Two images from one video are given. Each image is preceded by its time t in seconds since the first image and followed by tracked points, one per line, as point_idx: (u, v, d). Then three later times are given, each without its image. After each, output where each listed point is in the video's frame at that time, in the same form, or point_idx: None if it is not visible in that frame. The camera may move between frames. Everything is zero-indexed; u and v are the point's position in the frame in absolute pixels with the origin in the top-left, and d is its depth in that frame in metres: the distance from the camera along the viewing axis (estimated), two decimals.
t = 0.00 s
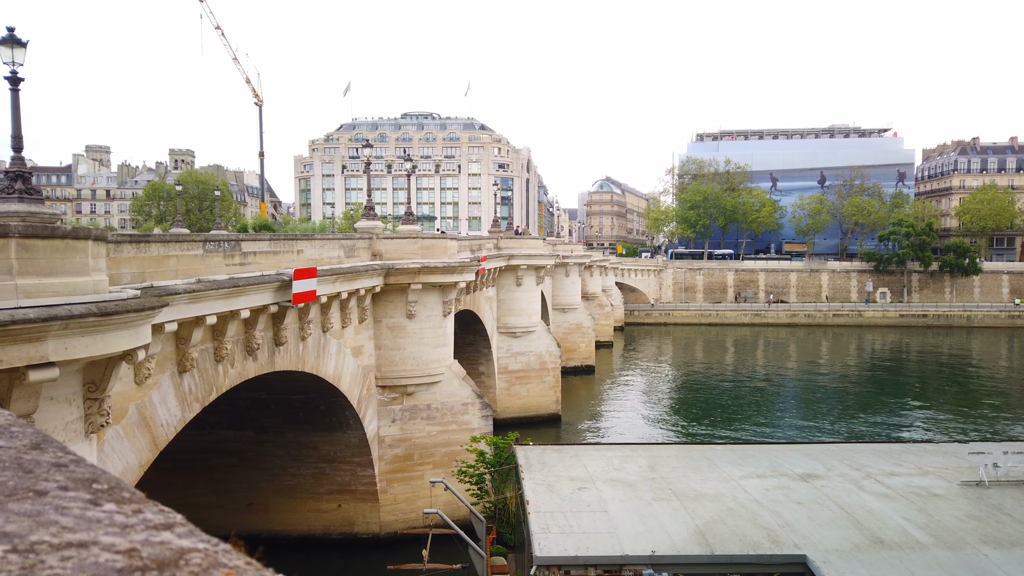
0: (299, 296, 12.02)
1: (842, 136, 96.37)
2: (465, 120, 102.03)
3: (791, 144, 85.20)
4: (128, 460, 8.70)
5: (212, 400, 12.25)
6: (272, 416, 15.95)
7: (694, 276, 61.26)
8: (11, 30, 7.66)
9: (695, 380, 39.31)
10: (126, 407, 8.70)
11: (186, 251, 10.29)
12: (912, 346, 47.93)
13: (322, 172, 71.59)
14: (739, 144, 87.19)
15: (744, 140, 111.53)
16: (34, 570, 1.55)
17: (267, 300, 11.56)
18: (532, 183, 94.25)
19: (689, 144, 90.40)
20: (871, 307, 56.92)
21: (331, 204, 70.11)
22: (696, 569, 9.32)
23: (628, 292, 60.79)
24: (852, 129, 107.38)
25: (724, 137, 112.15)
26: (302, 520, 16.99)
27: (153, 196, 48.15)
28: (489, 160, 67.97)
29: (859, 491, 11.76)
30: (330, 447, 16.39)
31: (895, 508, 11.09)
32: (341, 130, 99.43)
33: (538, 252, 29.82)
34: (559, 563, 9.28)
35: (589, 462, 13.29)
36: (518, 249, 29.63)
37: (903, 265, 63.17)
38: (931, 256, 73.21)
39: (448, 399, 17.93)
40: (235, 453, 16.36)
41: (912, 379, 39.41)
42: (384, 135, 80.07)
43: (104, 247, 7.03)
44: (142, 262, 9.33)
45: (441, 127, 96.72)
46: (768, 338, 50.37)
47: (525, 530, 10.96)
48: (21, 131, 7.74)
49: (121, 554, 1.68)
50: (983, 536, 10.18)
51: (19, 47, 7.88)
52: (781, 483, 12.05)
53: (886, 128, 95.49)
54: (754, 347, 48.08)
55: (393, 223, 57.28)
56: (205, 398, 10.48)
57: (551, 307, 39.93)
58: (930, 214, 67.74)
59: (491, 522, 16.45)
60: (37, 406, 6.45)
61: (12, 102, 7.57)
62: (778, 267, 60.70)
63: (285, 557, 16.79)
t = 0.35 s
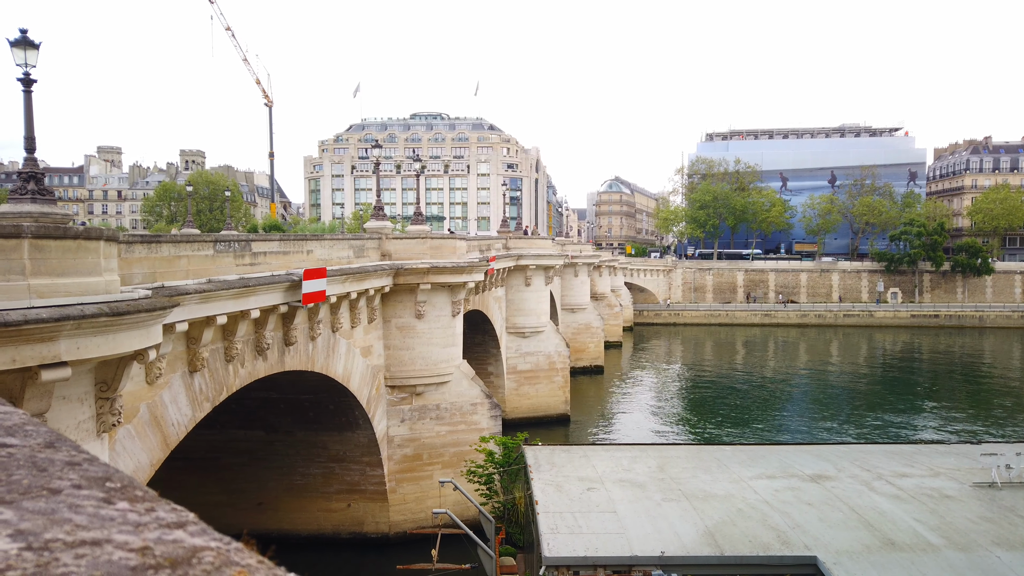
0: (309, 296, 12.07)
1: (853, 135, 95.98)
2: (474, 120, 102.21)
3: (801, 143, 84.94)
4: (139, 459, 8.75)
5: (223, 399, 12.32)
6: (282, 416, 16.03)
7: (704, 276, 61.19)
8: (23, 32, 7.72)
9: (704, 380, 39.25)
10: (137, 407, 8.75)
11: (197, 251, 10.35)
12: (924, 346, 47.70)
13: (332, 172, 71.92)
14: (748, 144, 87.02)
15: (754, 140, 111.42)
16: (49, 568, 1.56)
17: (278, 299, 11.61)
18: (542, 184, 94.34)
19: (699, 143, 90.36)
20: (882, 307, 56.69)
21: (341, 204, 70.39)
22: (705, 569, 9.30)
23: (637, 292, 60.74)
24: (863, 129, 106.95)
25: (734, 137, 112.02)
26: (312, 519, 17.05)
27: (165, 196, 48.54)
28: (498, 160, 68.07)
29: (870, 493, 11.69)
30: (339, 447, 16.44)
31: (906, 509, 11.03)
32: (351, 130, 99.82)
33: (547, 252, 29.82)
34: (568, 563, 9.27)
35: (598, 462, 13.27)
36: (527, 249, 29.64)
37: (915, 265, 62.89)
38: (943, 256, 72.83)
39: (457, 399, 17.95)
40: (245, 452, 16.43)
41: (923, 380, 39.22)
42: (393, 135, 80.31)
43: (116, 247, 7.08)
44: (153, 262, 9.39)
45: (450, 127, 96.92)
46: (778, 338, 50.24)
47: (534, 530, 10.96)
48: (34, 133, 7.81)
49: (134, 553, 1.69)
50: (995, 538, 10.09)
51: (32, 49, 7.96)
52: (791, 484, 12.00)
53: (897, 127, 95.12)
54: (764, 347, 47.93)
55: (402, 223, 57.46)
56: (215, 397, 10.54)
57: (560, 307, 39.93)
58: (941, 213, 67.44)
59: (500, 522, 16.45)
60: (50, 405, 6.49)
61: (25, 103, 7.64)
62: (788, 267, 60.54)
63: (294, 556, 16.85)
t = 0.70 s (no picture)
0: (314, 296, 12.11)
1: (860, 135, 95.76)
2: (479, 121, 102.30)
3: (807, 143, 84.86)
4: (146, 458, 8.78)
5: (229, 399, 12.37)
6: (287, 416, 16.07)
7: (709, 276, 61.15)
8: (30, 33, 7.76)
9: (710, 380, 39.22)
10: (144, 406, 8.78)
11: (203, 251, 10.38)
12: (931, 346, 47.57)
13: (338, 173, 72.14)
14: (754, 144, 86.95)
15: (760, 140, 111.24)
16: None
17: (284, 299, 11.64)
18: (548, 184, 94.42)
19: (705, 143, 90.31)
20: (889, 307, 56.56)
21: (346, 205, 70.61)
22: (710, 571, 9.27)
23: (643, 292, 60.71)
24: (870, 128, 106.70)
25: (740, 137, 111.89)
26: (318, 519, 17.07)
27: (171, 197, 48.85)
28: (504, 160, 68.20)
29: (876, 494, 11.64)
30: (344, 447, 16.45)
31: (913, 510, 10.99)
32: (357, 131, 100.06)
33: (552, 252, 29.82)
34: (574, 564, 9.25)
35: (603, 462, 13.27)
36: (532, 249, 29.64)
37: (921, 265, 62.72)
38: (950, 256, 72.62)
39: (462, 399, 17.96)
40: (250, 451, 16.44)
41: (930, 380, 39.11)
42: (398, 136, 80.51)
43: (123, 247, 7.11)
44: (160, 262, 9.42)
45: (455, 127, 97.04)
46: (784, 339, 50.16)
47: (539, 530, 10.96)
48: (41, 133, 7.85)
49: (136, 560, 1.69)
50: (1003, 539, 10.03)
51: (38, 50, 7.98)
52: (797, 485, 11.96)
53: (904, 127, 94.87)
54: (770, 348, 47.88)
55: (408, 223, 57.60)
56: (221, 397, 10.56)
57: (566, 307, 39.91)
58: (949, 213, 67.27)
59: (505, 522, 16.43)
60: (57, 405, 6.52)
61: (31, 104, 7.67)
62: (794, 268, 60.48)
63: (300, 556, 16.87)
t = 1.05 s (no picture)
0: (321, 296, 12.15)
1: (866, 135, 95.49)
2: (484, 121, 102.40)
3: (813, 143, 84.59)
4: (153, 458, 8.81)
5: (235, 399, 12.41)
6: (293, 416, 16.10)
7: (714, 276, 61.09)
8: (39, 35, 7.79)
9: (716, 380, 39.16)
10: (151, 406, 8.81)
11: (210, 252, 10.42)
12: (937, 347, 47.47)
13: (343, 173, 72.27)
14: (760, 144, 86.73)
15: (765, 140, 111.08)
16: (130, 572, 1.57)
17: (290, 299, 11.69)
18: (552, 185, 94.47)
19: (710, 143, 90.27)
20: (894, 307, 56.48)
21: (351, 205, 70.72)
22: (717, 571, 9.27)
23: (648, 292, 60.64)
24: (876, 128, 106.36)
25: (745, 137, 111.72)
26: (324, 518, 17.12)
27: (177, 197, 49.03)
28: (509, 161, 68.22)
29: (883, 494, 11.62)
30: (350, 447, 16.49)
31: (920, 511, 10.97)
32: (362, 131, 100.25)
33: (557, 252, 29.82)
34: (579, 564, 9.26)
35: (609, 462, 13.28)
36: (538, 250, 29.65)
37: (928, 265, 62.51)
38: (957, 256, 72.33)
39: (467, 399, 17.98)
40: (257, 451, 16.50)
41: (936, 381, 38.97)
42: (404, 136, 80.57)
43: (131, 248, 7.15)
44: (167, 263, 9.47)
45: (460, 127, 97.10)
46: (790, 339, 50.03)
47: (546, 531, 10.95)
48: (50, 134, 7.90)
49: (207, 557, 1.71)
50: (1010, 540, 9.99)
51: (47, 52, 8.03)
52: (803, 486, 11.94)
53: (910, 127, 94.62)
54: (775, 348, 47.83)
55: (413, 224, 57.64)
56: (228, 397, 10.61)
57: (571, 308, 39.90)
58: (956, 213, 67.02)
59: (510, 522, 16.45)
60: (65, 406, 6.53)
61: (40, 106, 7.72)
62: (800, 268, 60.37)
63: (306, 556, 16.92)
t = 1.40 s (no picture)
0: (328, 296, 12.18)
1: (872, 135, 95.28)
2: (490, 121, 102.50)
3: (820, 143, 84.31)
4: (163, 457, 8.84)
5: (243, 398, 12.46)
6: (301, 415, 16.14)
7: (720, 277, 60.96)
8: (50, 37, 7.84)
9: (721, 381, 39.11)
10: (160, 405, 8.83)
11: (219, 252, 10.46)
12: (943, 348, 47.43)
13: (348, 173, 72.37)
14: (766, 144, 86.49)
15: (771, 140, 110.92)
16: None
17: (298, 299, 11.73)
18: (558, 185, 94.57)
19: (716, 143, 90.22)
20: (900, 308, 56.42)
21: (356, 205, 70.76)
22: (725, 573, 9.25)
23: (653, 293, 60.53)
24: (883, 129, 105.97)
25: (751, 138, 111.62)
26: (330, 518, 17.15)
27: (183, 197, 49.20)
28: (514, 161, 68.17)
29: (891, 496, 11.59)
30: (357, 446, 16.49)
31: (928, 513, 10.94)
32: (368, 131, 100.47)
33: (563, 253, 29.82)
34: (587, 566, 9.24)
35: (615, 463, 13.28)
36: (543, 250, 29.64)
37: (935, 266, 62.21)
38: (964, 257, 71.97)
39: (474, 400, 17.96)
40: (264, 451, 16.56)
41: (943, 383, 38.85)
42: (409, 137, 80.62)
43: (141, 249, 7.17)
44: (176, 263, 9.51)
45: (465, 128, 97.10)
46: (796, 340, 49.87)
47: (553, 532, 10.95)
48: (61, 135, 7.95)
49: (352, 563, 1.73)
50: (1020, 543, 9.95)
51: (58, 53, 8.07)
52: (810, 487, 11.90)
53: (917, 127, 94.41)
54: (781, 349, 47.81)
55: (418, 224, 57.66)
56: (236, 397, 10.64)
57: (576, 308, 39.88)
58: (963, 214, 66.75)
59: (517, 523, 16.48)
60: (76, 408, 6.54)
61: (52, 107, 7.76)
62: (806, 268, 60.20)
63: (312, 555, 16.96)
